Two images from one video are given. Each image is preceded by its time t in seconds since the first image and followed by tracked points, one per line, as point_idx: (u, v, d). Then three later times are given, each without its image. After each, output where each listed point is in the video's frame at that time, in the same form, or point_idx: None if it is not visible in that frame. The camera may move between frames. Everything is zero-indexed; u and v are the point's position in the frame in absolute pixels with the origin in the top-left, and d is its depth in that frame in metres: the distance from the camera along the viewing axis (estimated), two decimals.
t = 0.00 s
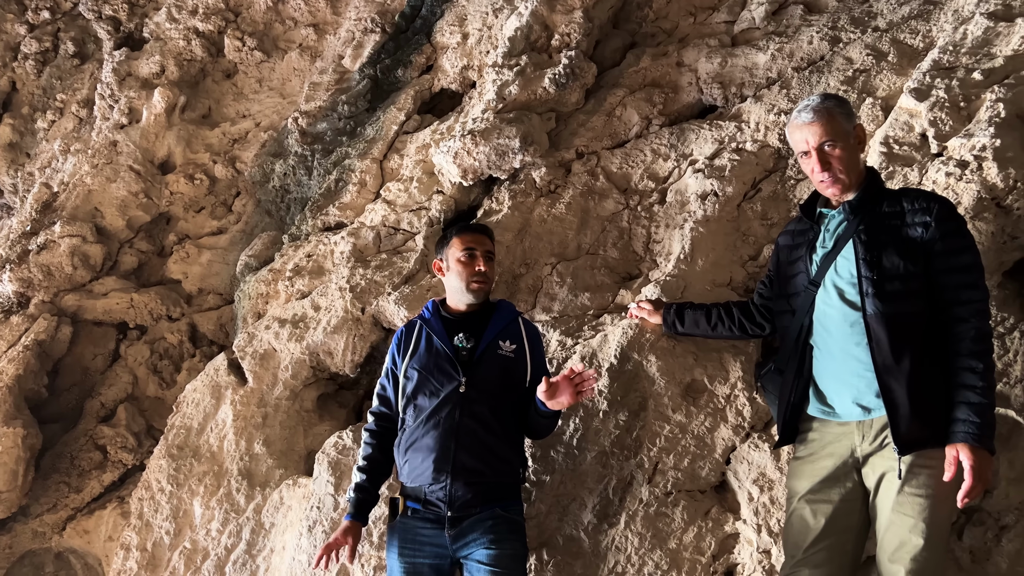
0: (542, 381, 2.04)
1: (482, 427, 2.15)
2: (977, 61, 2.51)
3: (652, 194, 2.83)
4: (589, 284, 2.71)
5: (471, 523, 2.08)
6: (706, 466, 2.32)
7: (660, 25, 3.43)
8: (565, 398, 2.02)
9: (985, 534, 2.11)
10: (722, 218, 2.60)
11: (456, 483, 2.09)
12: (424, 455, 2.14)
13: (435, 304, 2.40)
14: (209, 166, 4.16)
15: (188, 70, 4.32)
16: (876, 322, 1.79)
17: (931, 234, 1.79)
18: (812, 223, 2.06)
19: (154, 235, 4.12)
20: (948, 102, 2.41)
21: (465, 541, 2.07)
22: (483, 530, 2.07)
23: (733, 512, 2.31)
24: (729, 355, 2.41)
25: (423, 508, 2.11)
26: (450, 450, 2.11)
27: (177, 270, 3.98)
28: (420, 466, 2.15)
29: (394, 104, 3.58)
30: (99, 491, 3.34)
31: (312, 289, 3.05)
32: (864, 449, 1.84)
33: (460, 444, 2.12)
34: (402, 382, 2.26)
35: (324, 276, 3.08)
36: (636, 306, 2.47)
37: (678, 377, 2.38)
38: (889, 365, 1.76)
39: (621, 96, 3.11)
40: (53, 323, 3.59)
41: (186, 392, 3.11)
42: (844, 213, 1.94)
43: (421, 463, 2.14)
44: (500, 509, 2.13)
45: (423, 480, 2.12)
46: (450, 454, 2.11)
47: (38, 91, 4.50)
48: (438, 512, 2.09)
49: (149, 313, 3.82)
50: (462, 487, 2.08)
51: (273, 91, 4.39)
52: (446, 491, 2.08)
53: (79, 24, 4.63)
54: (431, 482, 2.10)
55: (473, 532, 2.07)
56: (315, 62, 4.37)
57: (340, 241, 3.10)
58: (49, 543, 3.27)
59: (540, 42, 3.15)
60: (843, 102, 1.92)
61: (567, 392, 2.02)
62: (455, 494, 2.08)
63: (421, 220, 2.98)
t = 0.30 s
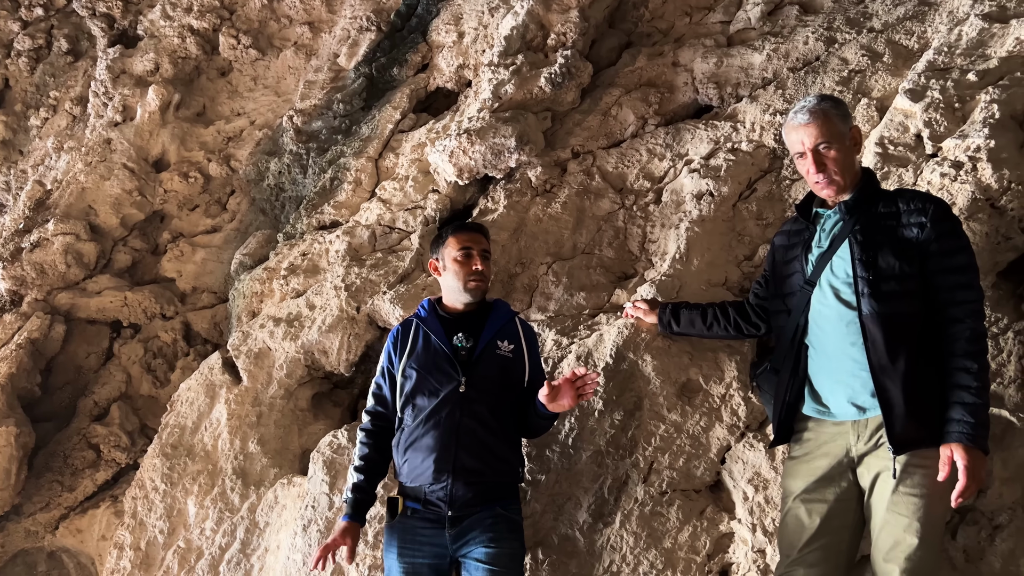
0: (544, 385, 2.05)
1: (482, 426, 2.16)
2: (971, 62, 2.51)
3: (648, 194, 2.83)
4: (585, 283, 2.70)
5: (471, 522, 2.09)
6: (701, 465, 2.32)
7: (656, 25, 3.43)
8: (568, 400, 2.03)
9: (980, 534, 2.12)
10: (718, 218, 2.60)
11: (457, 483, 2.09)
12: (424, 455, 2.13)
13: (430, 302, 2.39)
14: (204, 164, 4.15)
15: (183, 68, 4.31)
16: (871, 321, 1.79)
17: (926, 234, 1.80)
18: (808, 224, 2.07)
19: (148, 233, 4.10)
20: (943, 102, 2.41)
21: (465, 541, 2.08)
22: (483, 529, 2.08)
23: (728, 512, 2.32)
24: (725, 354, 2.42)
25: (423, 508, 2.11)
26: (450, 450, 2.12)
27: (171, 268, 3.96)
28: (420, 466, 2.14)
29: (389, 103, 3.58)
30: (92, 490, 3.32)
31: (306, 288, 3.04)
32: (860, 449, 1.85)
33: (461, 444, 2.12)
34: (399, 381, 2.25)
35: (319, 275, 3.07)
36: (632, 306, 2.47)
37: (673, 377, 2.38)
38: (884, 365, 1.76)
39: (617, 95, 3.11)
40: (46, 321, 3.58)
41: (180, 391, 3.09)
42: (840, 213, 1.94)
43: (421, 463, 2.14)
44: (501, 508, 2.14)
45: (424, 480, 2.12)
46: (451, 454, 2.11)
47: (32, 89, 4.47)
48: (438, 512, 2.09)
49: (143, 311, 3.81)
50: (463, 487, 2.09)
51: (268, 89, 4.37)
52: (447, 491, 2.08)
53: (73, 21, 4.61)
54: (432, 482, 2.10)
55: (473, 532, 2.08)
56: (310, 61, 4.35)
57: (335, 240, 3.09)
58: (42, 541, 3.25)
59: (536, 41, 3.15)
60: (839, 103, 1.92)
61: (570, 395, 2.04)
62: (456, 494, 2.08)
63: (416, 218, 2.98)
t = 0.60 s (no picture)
0: (540, 383, 2.05)
1: (480, 426, 2.16)
2: (962, 63, 2.53)
3: (641, 193, 2.83)
4: (577, 283, 2.71)
5: (469, 522, 2.10)
6: (693, 464, 2.33)
7: (649, 24, 3.43)
8: (564, 398, 2.04)
9: (969, 533, 2.13)
10: (710, 218, 2.61)
11: (455, 482, 2.09)
12: (421, 455, 2.14)
13: (424, 303, 2.39)
14: (196, 162, 4.13)
15: (175, 66, 4.29)
16: (861, 321, 1.80)
17: (917, 234, 1.81)
18: (799, 223, 2.08)
19: (140, 231, 4.08)
20: (933, 103, 2.42)
21: (463, 541, 2.09)
22: (481, 529, 2.09)
23: (720, 511, 2.33)
24: (717, 353, 2.43)
25: (420, 509, 2.11)
26: (447, 449, 2.12)
27: (163, 266, 3.94)
28: (416, 465, 2.14)
29: (382, 101, 3.58)
30: (84, 488, 3.31)
31: (299, 286, 3.04)
32: (850, 448, 1.85)
33: (457, 443, 2.13)
34: (395, 381, 2.25)
35: (312, 273, 3.06)
36: (624, 305, 2.47)
37: (665, 376, 2.39)
38: (874, 365, 1.77)
39: (610, 95, 3.11)
40: (37, 320, 3.56)
41: (172, 390, 3.08)
42: (831, 213, 1.95)
43: (418, 463, 2.14)
44: (498, 507, 2.14)
45: (420, 479, 2.12)
46: (448, 453, 2.11)
47: (23, 86, 4.44)
48: (436, 512, 2.09)
49: (135, 310, 3.79)
50: (461, 486, 2.09)
51: (260, 87, 4.36)
52: (445, 491, 2.08)
53: (66, 18, 4.58)
54: (429, 482, 2.11)
55: (471, 531, 2.10)
56: (304, 59, 4.34)
57: (328, 239, 3.09)
58: (32, 541, 3.24)
59: (530, 40, 3.15)
60: (829, 106, 1.93)
61: (566, 393, 2.05)
62: (453, 493, 2.09)
63: (409, 217, 2.97)
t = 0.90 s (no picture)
0: (529, 371, 2.07)
1: (475, 424, 2.16)
2: (953, 63, 2.54)
3: (634, 192, 2.84)
4: (570, 282, 2.71)
5: (465, 521, 2.11)
6: (684, 463, 2.34)
7: (643, 24, 3.43)
8: (553, 385, 2.06)
9: (959, 531, 2.15)
10: (703, 217, 2.61)
11: (451, 481, 2.10)
12: (415, 453, 2.14)
13: (421, 302, 2.40)
14: (189, 161, 4.12)
15: (168, 64, 4.28)
16: (851, 320, 1.81)
17: (907, 235, 1.81)
18: (791, 223, 2.09)
19: (133, 230, 4.07)
20: (925, 103, 2.43)
21: (460, 541, 2.09)
22: (478, 528, 2.10)
23: (711, 509, 2.34)
24: (709, 352, 2.43)
25: (415, 508, 2.12)
26: (441, 447, 2.12)
27: (156, 264, 3.92)
28: (411, 464, 2.14)
29: (375, 100, 3.57)
30: (76, 487, 3.31)
31: (292, 285, 3.04)
32: (839, 446, 1.86)
33: (451, 441, 2.13)
34: (390, 381, 2.25)
35: (304, 272, 3.06)
36: (617, 303, 2.47)
37: (657, 375, 2.40)
38: (864, 364, 1.78)
39: (603, 94, 3.11)
40: (29, 318, 3.55)
41: (164, 388, 3.08)
42: (822, 213, 1.96)
43: (412, 462, 2.14)
44: (494, 506, 2.15)
45: (416, 478, 2.12)
46: (442, 452, 2.12)
47: (15, 84, 4.42)
48: (431, 511, 2.10)
49: (127, 308, 3.78)
50: (456, 485, 2.09)
51: (254, 85, 4.35)
52: (440, 490, 2.09)
53: (57, 16, 4.56)
54: (424, 481, 2.11)
55: (467, 530, 2.10)
56: (297, 57, 4.34)
57: (321, 237, 3.08)
58: (23, 540, 3.20)
59: (523, 39, 3.14)
60: (822, 107, 1.92)
61: (555, 380, 2.06)
62: (449, 493, 2.09)
63: (402, 216, 2.97)
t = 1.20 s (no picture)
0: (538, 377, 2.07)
1: (470, 423, 2.17)
2: (948, 62, 2.54)
3: (629, 190, 2.84)
4: (565, 280, 2.71)
5: (459, 518, 2.11)
6: (679, 460, 2.34)
7: (638, 22, 3.43)
8: (560, 394, 2.07)
9: (952, 528, 2.15)
10: (697, 215, 2.61)
11: (446, 479, 2.10)
12: (411, 453, 2.14)
13: (415, 298, 2.39)
14: (183, 158, 4.11)
15: (162, 61, 4.26)
16: (844, 318, 1.81)
17: (900, 232, 1.82)
18: (784, 221, 2.08)
19: (127, 228, 4.05)
20: (919, 102, 2.44)
21: (453, 536, 2.09)
22: (471, 524, 2.10)
23: (706, 507, 2.34)
24: (703, 350, 2.44)
25: (410, 504, 2.11)
26: (437, 447, 2.12)
27: (150, 263, 3.93)
28: (407, 463, 2.14)
29: (370, 98, 3.57)
30: (69, 486, 3.29)
31: (286, 283, 3.03)
32: (831, 443, 1.86)
33: (446, 440, 2.13)
34: (386, 379, 2.25)
35: (299, 270, 3.05)
36: (612, 302, 2.48)
37: (652, 372, 2.40)
38: (856, 361, 1.78)
39: (598, 92, 3.11)
40: (22, 316, 3.54)
41: (158, 386, 3.07)
42: (815, 211, 1.96)
43: (408, 461, 2.14)
44: (488, 504, 2.16)
45: (411, 477, 2.12)
46: (438, 451, 2.12)
47: (8, 80, 4.40)
48: (426, 508, 2.10)
49: (121, 307, 3.77)
50: (451, 482, 2.10)
51: (248, 83, 4.34)
52: (435, 487, 2.09)
53: (51, 13, 4.54)
54: (419, 478, 2.11)
55: (462, 527, 2.10)
56: (292, 55, 4.33)
57: (315, 235, 3.08)
58: (17, 539, 3.20)
59: (518, 37, 3.13)
60: (816, 103, 1.93)
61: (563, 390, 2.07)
62: (443, 490, 2.09)
63: (397, 214, 2.96)
